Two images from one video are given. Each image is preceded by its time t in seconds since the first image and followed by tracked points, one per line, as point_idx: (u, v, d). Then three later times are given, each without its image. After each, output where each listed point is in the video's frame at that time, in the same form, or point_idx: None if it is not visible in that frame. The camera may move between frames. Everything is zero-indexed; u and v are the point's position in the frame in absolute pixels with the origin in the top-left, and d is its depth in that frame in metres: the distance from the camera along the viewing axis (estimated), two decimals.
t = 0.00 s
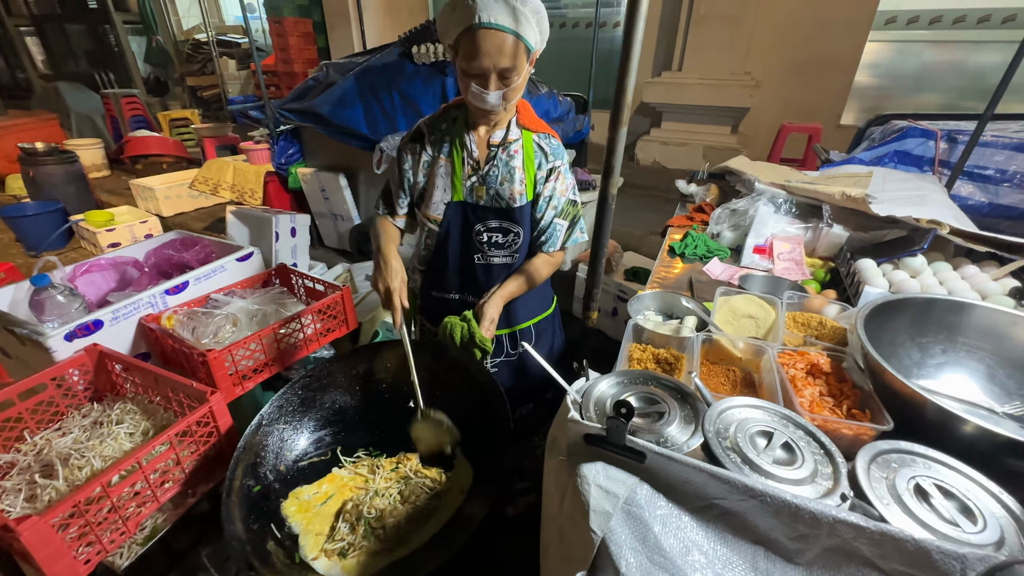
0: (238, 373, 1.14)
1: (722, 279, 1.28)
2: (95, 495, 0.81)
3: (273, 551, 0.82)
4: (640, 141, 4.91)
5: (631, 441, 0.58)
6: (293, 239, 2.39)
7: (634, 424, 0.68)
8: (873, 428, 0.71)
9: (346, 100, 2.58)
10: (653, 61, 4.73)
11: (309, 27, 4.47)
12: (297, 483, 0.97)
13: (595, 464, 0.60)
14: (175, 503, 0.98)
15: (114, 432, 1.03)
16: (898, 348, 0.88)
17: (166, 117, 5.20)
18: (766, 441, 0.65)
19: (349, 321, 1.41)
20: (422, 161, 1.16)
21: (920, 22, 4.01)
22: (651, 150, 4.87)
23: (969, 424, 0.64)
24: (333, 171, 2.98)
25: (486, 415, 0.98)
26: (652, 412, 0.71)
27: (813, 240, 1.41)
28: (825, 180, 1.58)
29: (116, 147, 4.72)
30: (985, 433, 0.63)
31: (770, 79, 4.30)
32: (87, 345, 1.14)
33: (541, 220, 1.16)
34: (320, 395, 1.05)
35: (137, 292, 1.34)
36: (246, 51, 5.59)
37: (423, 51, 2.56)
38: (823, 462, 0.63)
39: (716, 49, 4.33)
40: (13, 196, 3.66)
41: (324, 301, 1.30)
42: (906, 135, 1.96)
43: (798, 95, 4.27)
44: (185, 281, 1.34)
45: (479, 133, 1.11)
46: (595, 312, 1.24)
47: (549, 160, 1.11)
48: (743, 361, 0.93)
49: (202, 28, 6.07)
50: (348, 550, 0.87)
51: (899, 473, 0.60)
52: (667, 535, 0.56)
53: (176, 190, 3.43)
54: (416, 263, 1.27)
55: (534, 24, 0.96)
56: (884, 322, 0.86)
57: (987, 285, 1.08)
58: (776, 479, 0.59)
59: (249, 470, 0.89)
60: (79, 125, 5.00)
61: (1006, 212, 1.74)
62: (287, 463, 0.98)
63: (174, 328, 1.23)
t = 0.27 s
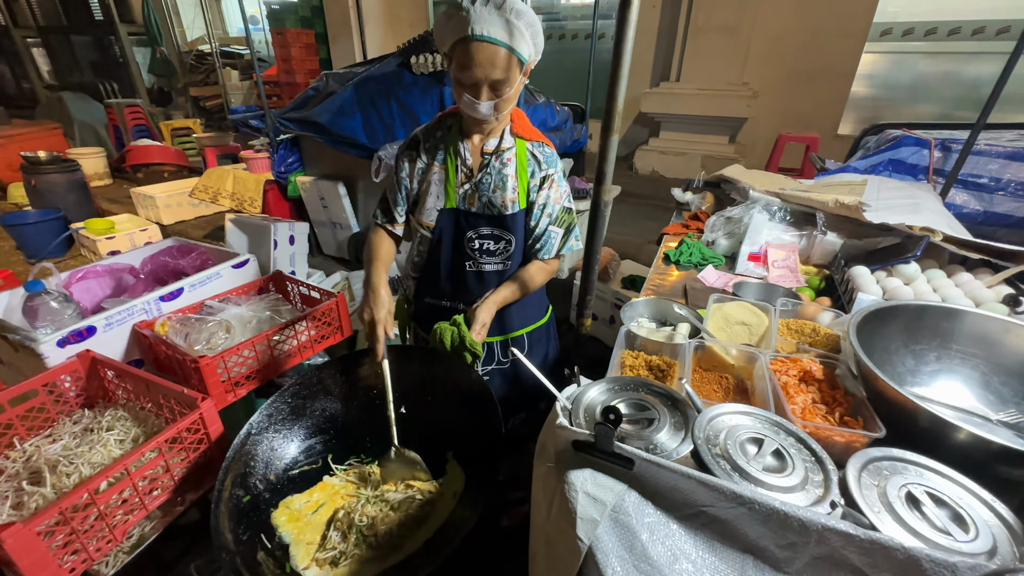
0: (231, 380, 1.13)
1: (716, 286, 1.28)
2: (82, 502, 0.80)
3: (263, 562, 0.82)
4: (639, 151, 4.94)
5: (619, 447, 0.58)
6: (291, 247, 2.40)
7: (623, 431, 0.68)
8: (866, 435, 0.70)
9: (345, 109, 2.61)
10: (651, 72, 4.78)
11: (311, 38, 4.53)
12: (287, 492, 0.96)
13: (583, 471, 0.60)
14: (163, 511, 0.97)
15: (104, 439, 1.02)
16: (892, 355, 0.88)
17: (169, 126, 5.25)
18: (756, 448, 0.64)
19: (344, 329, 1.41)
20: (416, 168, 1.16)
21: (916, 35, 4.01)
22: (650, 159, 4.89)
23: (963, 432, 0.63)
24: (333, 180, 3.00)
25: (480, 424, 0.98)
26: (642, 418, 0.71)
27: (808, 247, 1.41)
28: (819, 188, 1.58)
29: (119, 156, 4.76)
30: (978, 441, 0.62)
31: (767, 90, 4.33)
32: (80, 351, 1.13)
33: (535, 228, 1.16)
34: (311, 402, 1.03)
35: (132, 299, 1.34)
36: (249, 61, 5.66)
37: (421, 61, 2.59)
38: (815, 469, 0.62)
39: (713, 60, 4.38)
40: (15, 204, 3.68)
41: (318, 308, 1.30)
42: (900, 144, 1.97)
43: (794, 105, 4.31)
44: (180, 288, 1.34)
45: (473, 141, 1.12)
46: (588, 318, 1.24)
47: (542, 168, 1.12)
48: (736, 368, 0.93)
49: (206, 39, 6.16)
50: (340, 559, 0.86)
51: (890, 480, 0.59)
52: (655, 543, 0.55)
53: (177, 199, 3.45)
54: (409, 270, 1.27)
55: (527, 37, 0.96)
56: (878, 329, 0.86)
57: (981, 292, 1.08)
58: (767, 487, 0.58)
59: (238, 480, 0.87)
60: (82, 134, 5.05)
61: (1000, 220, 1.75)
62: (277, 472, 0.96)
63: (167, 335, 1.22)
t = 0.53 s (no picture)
0: (223, 391, 1.13)
1: (710, 297, 1.28)
2: (69, 515, 0.79)
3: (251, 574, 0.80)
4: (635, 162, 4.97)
5: (609, 459, 0.57)
6: (289, 257, 2.41)
7: (613, 442, 0.67)
8: (858, 447, 0.70)
9: (343, 120, 2.63)
10: (647, 84, 4.83)
11: (312, 51, 4.58)
12: (278, 505, 0.95)
13: (573, 482, 0.59)
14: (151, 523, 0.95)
15: (94, 450, 1.01)
16: (884, 366, 0.88)
17: (169, 137, 5.28)
18: (747, 460, 0.64)
19: (339, 339, 1.41)
20: (408, 179, 1.17)
21: (907, 48, 4.08)
22: (646, 171, 4.91)
23: (955, 443, 0.63)
24: (331, 190, 3.01)
25: (474, 434, 0.98)
26: (632, 430, 0.70)
27: (801, 258, 1.42)
28: (812, 200, 1.59)
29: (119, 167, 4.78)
30: (971, 453, 0.62)
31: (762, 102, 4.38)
32: (72, 361, 1.13)
33: (528, 240, 1.16)
34: (303, 413, 1.03)
35: (126, 309, 1.34)
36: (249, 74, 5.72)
37: (419, 73, 2.61)
38: (806, 481, 0.61)
39: (709, 74, 4.44)
40: (14, 214, 3.69)
41: (313, 318, 1.29)
42: (892, 156, 1.99)
43: (789, 117, 4.35)
44: (175, 298, 1.34)
45: (465, 153, 1.13)
46: (582, 327, 1.27)
47: (534, 179, 1.12)
48: (729, 379, 0.93)
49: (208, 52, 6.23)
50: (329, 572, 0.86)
51: (882, 492, 0.59)
52: (644, 556, 0.55)
53: (175, 209, 3.47)
54: (403, 281, 1.27)
55: (521, 50, 0.99)
56: (869, 339, 0.86)
57: (972, 303, 1.08)
58: (758, 499, 0.58)
59: (228, 492, 0.86)
60: (83, 145, 5.08)
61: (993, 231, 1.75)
62: (268, 484, 0.95)
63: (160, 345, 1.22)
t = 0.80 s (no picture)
0: (221, 398, 1.13)
1: (707, 303, 1.28)
2: (63, 523, 0.79)
3: None
4: (635, 168, 4.97)
5: (604, 466, 0.57)
6: (288, 263, 2.41)
7: (608, 449, 0.67)
8: (854, 454, 0.70)
9: (343, 128, 2.65)
10: (646, 91, 4.87)
11: (313, 59, 4.61)
12: (274, 511, 0.94)
13: (568, 490, 0.59)
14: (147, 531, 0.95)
15: (90, 457, 1.01)
16: (881, 373, 0.88)
17: (170, 144, 5.31)
18: (743, 467, 0.64)
19: (337, 346, 1.41)
20: (402, 188, 1.17)
21: (904, 56, 4.09)
22: (646, 177, 4.92)
23: (951, 450, 0.63)
24: (331, 197, 3.03)
25: (472, 440, 0.97)
26: (628, 437, 0.70)
27: (798, 265, 1.42)
28: (809, 206, 1.59)
29: (120, 173, 4.80)
30: (967, 460, 0.62)
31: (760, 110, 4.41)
32: (69, 368, 1.13)
33: (524, 246, 1.16)
34: (300, 419, 1.03)
35: (124, 315, 1.34)
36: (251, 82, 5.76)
37: (418, 81, 2.63)
38: (802, 488, 0.61)
39: (706, 81, 4.47)
40: (15, 221, 3.71)
41: (310, 325, 1.30)
42: (888, 163, 2.00)
43: (787, 124, 4.39)
44: (173, 305, 1.34)
45: (460, 160, 1.13)
46: (578, 334, 1.26)
47: (529, 187, 1.13)
48: (725, 386, 0.93)
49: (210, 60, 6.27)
50: None
51: (877, 499, 0.59)
52: (638, 564, 0.55)
53: (176, 216, 3.48)
54: (398, 289, 1.27)
55: (517, 60, 1.00)
56: (865, 346, 0.86)
57: (968, 309, 1.09)
58: (754, 506, 0.58)
59: (224, 500, 0.86)
60: (84, 152, 5.10)
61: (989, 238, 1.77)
62: (265, 490, 0.95)
63: (158, 351, 1.22)
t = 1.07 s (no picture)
0: (218, 405, 1.13)
1: (705, 309, 1.28)
2: (59, 531, 0.79)
3: None
4: (633, 174, 4.97)
5: (601, 473, 0.57)
6: (287, 269, 2.41)
7: (606, 456, 0.67)
8: (851, 461, 0.70)
9: (342, 134, 2.66)
10: (645, 97, 4.89)
11: (313, 66, 4.64)
12: (271, 521, 0.95)
13: (565, 497, 0.59)
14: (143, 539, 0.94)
15: (86, 464, 1.01)
16: (879, 379, 0.88)
17: (171, 150, 5.32)
18: (740, 473, 0.63)
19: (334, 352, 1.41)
20: (398, 194, 1.18)
21: (901, 63, 4.09)
22: (644, 182, 4.91)
23: (949, 457, 0.63)
24: (330, 203, 3.04)
25: (469, 447, 0.96)
26: (626, 443, 0.70)
27: (796, 270, 1.43)
28: (807, 212, 1.60)
29: (120, 179, 4.81)
30: (965, 467, 0.62)
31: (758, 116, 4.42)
32: (67, 374, 1.13)
33: (519, 253, 1.16)
34: (297, 427, 1.01)
35: (123, 321, 1.34)
36: (251, 88, 5.79)
37: (417, 88, 2.65)
38: (799, 495, 0.61)
39: (705, 87, 4.49)
40: (15, 226, 3.71)
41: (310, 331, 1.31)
42: (885, 169, 2.01)
43: (785, 130, 4.42)
44: (171, 310, 1.34)
45: (455, 167, 1.14)
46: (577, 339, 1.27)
47: (524, 194, 1.13)
48: (723, 392, 0.93)
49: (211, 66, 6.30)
50: None
51: (874, 506, 0.58)
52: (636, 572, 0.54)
53: (175, 221, 3.49)
54: (394, 296, 1.28)
55: (511, 69, 1.01)
56: (863, 351, 0.86)
57: (966, 315, 1.09)
58: (751, 513, 0.57)
59: (220, 509, 0.84)
60: (85, 158, 5.12)
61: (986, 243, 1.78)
62: (261, 499, 0.95)
63: (156, 357, 1.22)
